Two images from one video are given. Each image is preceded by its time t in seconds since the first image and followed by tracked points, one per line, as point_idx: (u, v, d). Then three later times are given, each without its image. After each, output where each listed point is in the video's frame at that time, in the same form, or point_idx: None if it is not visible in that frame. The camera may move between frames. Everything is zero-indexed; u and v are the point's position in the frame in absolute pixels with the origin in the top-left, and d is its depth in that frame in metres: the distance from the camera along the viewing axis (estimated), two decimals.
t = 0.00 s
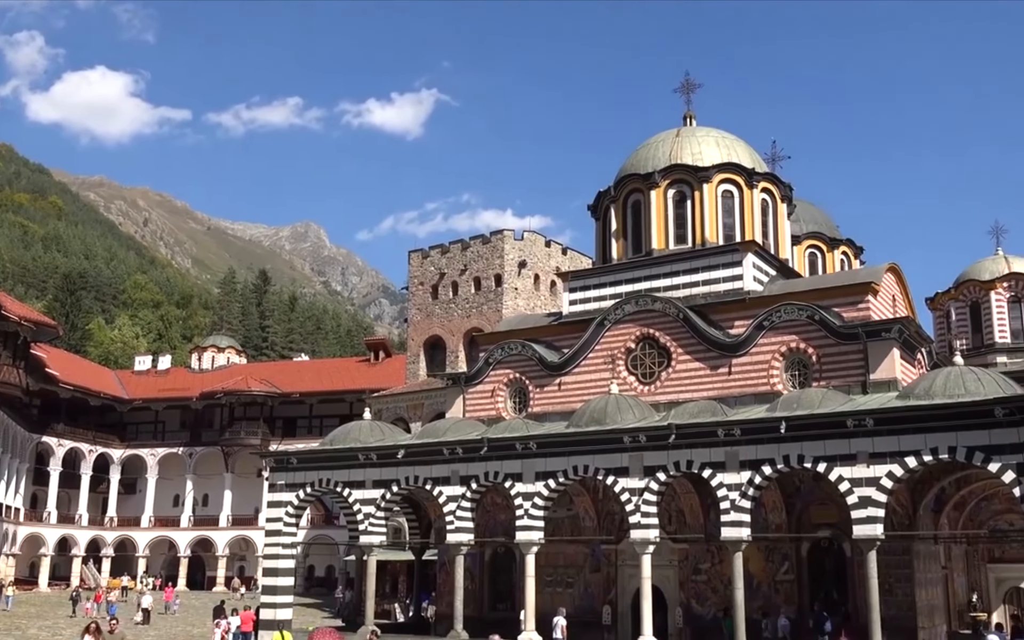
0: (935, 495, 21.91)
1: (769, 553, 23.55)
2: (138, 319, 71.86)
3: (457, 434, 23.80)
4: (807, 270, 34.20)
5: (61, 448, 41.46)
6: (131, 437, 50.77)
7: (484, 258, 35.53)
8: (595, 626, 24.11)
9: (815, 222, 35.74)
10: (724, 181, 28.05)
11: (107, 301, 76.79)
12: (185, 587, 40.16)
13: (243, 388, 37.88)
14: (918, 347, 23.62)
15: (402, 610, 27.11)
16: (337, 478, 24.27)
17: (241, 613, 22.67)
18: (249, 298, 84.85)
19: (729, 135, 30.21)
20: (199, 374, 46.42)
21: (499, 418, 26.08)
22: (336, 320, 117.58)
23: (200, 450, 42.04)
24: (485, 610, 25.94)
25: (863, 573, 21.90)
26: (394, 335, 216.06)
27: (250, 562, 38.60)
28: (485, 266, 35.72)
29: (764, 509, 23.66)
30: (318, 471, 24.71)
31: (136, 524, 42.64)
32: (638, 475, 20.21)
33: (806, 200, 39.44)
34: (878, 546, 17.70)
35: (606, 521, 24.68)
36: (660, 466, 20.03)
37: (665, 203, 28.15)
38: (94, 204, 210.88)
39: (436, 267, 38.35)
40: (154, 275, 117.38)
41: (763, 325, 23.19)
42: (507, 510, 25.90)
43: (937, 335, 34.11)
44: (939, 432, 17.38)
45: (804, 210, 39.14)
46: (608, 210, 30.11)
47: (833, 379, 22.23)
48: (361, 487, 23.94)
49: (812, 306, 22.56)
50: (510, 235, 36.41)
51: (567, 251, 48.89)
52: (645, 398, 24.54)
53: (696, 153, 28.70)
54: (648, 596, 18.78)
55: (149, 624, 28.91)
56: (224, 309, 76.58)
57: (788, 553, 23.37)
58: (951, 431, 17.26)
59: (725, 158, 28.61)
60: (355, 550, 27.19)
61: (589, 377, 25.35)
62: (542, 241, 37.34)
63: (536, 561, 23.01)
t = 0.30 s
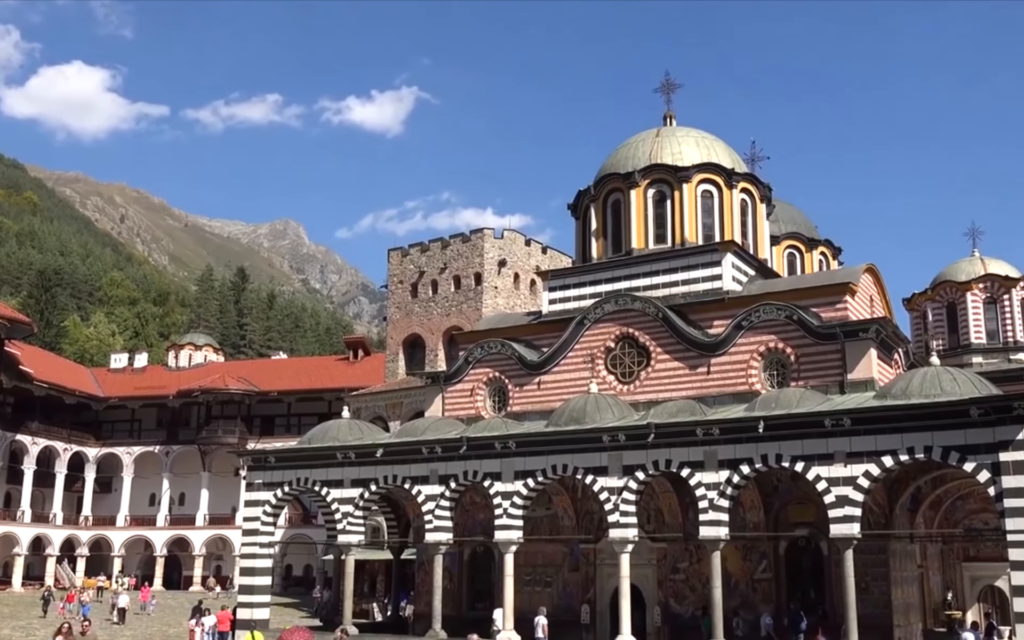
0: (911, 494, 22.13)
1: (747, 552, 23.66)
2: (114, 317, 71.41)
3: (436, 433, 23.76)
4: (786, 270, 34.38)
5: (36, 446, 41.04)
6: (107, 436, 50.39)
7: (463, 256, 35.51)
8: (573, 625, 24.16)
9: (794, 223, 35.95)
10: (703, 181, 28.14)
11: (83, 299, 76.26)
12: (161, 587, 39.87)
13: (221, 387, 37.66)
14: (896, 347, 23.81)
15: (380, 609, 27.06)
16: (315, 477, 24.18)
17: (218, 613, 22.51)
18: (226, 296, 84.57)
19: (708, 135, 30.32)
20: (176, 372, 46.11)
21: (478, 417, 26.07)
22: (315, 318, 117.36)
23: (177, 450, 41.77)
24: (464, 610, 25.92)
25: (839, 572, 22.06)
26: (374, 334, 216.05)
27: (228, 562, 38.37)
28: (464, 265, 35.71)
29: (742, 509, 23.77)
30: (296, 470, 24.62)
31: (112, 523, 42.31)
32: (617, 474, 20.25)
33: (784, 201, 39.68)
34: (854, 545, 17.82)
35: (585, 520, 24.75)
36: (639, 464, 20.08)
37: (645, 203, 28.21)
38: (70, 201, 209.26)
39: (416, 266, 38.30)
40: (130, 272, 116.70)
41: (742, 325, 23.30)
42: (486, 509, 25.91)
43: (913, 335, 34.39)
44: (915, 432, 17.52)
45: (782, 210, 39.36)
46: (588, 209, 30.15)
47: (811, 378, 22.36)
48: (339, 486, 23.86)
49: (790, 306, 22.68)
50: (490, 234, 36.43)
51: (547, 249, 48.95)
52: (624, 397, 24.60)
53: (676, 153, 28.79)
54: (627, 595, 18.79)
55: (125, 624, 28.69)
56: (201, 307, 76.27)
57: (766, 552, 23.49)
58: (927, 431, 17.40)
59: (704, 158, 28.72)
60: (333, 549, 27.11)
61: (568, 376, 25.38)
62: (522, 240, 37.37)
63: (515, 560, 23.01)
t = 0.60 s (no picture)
0: (886, 495, 22.31)
1: (724, 552, 23.75)
2: (89, 314, 70.92)
3: (414, 433, 23.71)
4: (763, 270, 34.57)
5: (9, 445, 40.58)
6: (81, 434, 49.94)
7: (443, 255, 35.47)
8: (550, 625, 24.20)
9: (771, 223, 36.16)
10: (683, 182, 28.20)
11: (57, 296, 75.66)
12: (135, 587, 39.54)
13: (197, 385, 37.39)
14: (872, 348, 23.99)
15: (357, 609, 26.99)
16: (292, 476, 24.07)
17: (194, 613, 22.33)
18: (203, 294, 84.23)
19: (687, 135, 30.42)
20: (151, 370, 45.75)
21: (457, 416, 26.04)
22: (293, 316, 117.08)
23: (152, 448, 41.47)
24: (440, 609, 25.90)
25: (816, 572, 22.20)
26: (352, 332, 215.79)
27: (203, 561, 38.12)
28: (443, 264, 35.69)
29: (719, 509, 23.89)
30: (273, 469, 24.51)
31: (85, 522, 41.91)
32: (595, 474, 20.27)
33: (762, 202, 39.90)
34: (830, 545, 17.93)
35: (563, 519, 24.80)
36: (617, 464, 20.12)
37: (624, 203, 28.23)
38: (44, 197, 207.40)
39: (395, 264, 38.22)
40: (106, 269, 115.93)
41: (720, 325, 23.39)
42: (464, 509, 25.90)
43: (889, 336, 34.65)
44: (891, 432, 17.66)
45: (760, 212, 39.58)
46: (567, 209, 30.19)
47: (788, 378, 22.48)
48: (316, 485, 23.76)
49: (768, 307, 22.79)
50: (469, 233, 36.41)
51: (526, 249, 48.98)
52: (603, 397, 24.65)
53: (655, 154, 28.84)
54: (604, 595, 18.78)
55: (98, 624, 28.42)
56: (178, 304, 75.87)
57: (742, 552, 23.59)
58: (903, 431, 17.53)
59: (683, 158, 28.81)
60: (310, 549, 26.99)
61: (547, 376, 25.40)
62: (501, 239, 37.40)
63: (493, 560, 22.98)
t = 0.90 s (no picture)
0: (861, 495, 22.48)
1: (701, 552, 23.85)
2: (63, 312, 70.38)
3: (391, 432, 23.65)
4: (741, 272, 34.75)
5: None
6: (54, 433, 49.46)
7: (420, 254, 35.41)
8: (527, 625, 24.23)
9: (749, 225, 36.37)
10: (661, 182, 28.28)
11: (30, 293, 75.05)
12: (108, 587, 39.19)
13: (171, 384, 37.11)
14: (848, 350, 24.17)
15: (333, 609, 26.90)
16: (268, 476, 23.95)
17: (168, 613, 22.16)
18: (178, 292, 83.73)
19: (666, 137, 30.55)
20: (125, 368, 45.35)
21: (434, 416, 26.00)
22: (268, 314, 116.72)
23: (125, 447, 41.14)
24: (417, 609, 25.86)
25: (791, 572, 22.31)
26: (328, 330, 215.31)
27: (176, 561, 37.81)
28: (421, 263, 35.65)
29: (696, 509, 24.01)
30: (249, 468, 24.38)
31: (57, 522, 41.49)
32: (573, 474, 20.30)
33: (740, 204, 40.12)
34: (806, 545, 18.02)
35: (540, 520, 24.83)
36: (595, 464, 20.16)
37: (603, 204, 28.28)
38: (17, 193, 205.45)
39: (372, 263, 38.12)
40: (80, 266, 115.13)
41: (697, 326, 23.48)
42: (441, 508, 25.86)
43: (865, 338, 34.91)
44: (867, 433, 17.81)
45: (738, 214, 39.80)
46: (545, 209, 30.22)
47: (765, 379, 22.61)
48: (292, 484, 23.65)
49: (745, 308, 22.91)
50: (447, 232, 36.38)
51: (504, 249, 48.98)
52: (580, 397, 24.69)
53: (634, 155, 28.91)
54: (581, 595, 18.77)
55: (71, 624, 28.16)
56: (153, 302, 75.51)
57: (719, 552, 23.70)
58: (879, 432, 17.69)
59: (662, 159, 28.90)
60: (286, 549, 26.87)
61: (524, 376, 25.40)
62: (479, 239, 37.38)
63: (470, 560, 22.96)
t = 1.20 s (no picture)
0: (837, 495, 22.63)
1: (677, 553, 23.95)
2: (36, 308, 69.83)
3: (368, 432, 23.58)
4: (719, 273, 34.90)
5: None
6: (26, 431, 48.99)
7: (398, 254, 35.34)
8: (504, 625, 24.22)
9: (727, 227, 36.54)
10: (640, 183, 28.33)
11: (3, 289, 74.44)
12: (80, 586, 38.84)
13: (146, 382, 36.82)
14: (825, 351, 24.33)
15: (309, 609, 26.80)
16: (244, 475, 23.82)
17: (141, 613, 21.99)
18: (153, 289, 83.30)
19: (645, 138, 30.63)
20: (99, 366, 44.97)
21: (411, 416, 25.94)
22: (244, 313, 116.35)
23: (98, 446, 40.77)
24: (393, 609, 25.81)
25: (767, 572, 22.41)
26: (304, 329, 214.56)
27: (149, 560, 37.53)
28: (399, 262, 35.57)
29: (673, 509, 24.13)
30: (224, 468, 24.24)
31: (29, 521, 41.08)
32: (550, 474, 20.32)
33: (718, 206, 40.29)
34: (782, 545, 18.12)
35: (517, 520, 24.83)
36: (572, 465, 20.18)
37: (581, 205, 28.31)
38: None
39: (349, 261, 37.99)
40: (54, 263, 114.34)
41: (675, 326, 23.56)
42: (417, 508, 25.81)
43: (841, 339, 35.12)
44: (843, 434, 17.94)
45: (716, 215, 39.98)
46: (524, 209, 30.24)
47: (742, 381, 22.72)
48: (268, 484, 23.53)
49: (722, 309, 23.00)
50: (425, 232, 36.33)
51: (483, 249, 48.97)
52: (558, 397, 24.72)
53: (613, 155, 28.95)
54: (558, 595, 18.78)
55: (42, 624, 27.87)
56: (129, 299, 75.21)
57: (695, 552, 23.81)
58: (854, 433, 17.82)
59: (641, 160, 28.97)
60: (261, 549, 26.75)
61: (502, 376, 25.38)
62: (458, 238, 37.35)
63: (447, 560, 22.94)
